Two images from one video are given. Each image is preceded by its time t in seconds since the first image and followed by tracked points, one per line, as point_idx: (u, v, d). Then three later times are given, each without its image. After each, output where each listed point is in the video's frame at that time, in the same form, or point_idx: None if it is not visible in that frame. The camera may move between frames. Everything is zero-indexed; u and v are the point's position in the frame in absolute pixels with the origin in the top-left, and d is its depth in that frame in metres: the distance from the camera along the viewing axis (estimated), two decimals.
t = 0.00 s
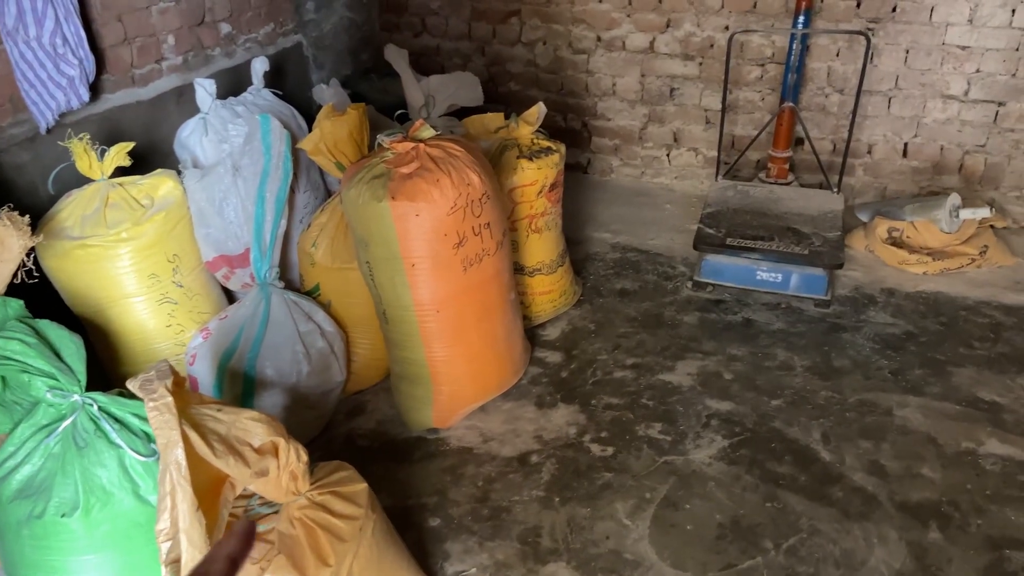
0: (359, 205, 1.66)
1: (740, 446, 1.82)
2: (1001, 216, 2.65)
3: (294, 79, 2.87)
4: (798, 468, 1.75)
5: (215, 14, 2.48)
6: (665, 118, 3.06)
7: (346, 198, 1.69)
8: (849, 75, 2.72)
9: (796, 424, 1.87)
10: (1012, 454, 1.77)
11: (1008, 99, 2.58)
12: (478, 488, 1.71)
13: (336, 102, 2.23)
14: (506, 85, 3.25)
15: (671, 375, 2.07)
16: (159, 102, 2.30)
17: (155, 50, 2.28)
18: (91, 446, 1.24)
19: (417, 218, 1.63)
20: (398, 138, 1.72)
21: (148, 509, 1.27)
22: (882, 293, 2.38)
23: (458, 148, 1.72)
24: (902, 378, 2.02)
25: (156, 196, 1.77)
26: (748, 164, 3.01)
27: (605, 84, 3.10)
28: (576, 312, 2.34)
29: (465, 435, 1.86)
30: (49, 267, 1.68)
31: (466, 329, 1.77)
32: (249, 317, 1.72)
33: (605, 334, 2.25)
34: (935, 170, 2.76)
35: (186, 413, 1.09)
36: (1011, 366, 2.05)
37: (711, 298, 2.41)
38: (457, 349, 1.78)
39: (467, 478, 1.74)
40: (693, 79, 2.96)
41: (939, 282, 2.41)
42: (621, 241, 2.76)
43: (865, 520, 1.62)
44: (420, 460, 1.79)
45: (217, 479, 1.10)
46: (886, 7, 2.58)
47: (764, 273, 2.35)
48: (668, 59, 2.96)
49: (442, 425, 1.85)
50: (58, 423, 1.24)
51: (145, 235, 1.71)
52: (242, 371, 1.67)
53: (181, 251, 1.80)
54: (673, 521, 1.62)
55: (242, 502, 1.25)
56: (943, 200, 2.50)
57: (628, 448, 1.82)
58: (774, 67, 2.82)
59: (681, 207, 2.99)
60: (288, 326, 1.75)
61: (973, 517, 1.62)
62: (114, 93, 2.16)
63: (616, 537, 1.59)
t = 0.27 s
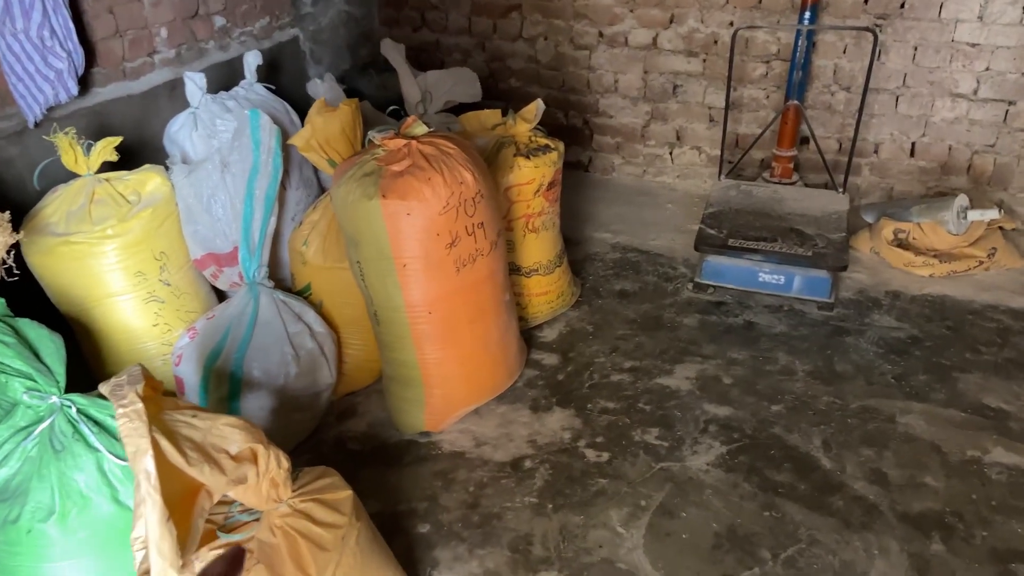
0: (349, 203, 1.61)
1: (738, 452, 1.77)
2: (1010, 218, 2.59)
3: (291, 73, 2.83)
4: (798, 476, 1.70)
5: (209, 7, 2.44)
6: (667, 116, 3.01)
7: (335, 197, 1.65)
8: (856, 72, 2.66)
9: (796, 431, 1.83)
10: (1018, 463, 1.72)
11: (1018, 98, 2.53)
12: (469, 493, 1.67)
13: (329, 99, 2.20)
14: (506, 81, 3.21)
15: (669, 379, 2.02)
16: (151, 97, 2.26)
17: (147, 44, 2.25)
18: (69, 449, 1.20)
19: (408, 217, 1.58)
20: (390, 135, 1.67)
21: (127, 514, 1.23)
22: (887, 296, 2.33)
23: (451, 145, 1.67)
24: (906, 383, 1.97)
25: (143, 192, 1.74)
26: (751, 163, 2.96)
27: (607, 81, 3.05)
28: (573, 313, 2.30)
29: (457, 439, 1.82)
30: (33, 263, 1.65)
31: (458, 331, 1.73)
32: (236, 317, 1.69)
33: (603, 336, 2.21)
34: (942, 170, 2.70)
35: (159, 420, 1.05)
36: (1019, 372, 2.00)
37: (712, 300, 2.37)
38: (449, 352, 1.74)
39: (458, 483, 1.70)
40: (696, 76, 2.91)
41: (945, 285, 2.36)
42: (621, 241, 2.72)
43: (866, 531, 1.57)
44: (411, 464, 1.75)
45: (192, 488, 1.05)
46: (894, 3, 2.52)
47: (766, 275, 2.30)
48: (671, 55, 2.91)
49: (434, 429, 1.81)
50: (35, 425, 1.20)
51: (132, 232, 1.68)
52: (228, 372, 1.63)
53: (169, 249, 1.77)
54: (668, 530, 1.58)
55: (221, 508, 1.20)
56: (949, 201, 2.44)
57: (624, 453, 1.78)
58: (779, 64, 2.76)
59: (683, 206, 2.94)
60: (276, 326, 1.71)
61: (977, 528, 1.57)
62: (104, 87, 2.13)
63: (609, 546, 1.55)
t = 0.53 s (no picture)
0: (336, 213, 1.57)
1: (737, 474, 1.71)
2: None
3: (292, 75, 2.79)
4: (798, 501, 1.64)
5: (209, 8, 2.41)
6: (675, 120, 2.95)
7: (322, 206, 1.61)
8: (870, 77, 2.57)
9: (798, 452, 1.76)
10: None
11: None
12: (457, 513, 1.63)
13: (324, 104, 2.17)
14: (512, 83, 3.16)
15: (668, 394, 1.96)
16: (147, 99, 2.23)
17: (143, 45, 2.21)
18: (39, 466, 1.07)
19: (396, 229, 1.54)
20: (379, 143, 1.63)
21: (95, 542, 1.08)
22: (898, 310, 2.26)
23: (442, 154, 1.62)
24: (914, 403, 1.90)
25: (130, 199, 1.71)
26: (761, 169, 2.88)
27: (614, 84, 2.99)
28: (573, 324, 2.25)
29: (448, 455, 1.77)
30: (18, 271, 1.62)
31: (449, 344, 1.69)
32: (221, 329, 1.65)
33: (602, 348, 2.15)
34: (959, 179, 2.62)
35: (116, 447, 1.00)
36: None
37: (716, 312, 2.30)
38: (439, 366, 1.70)
39: (446, 502, 1.65)
40: (706, 80, 2.84)
41: (960, 299, 2.28)
42: (625, 248, 2.66)
43: (868, 560, 1.51)
44: (399, 481, 1.70)
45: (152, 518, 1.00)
46: (910, 6, 2.44)
47: (773, 287, 2.23)
48: (680, 58, 2.84)
49: (424, 444, 1.77)
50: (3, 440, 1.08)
51: (118, 240, 1.65)
52: (211, 387, 1.60)
53: (157, 257, 1.73)
54: (661, 556, 1.53)
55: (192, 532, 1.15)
56: (966, 212, 2.35)
57: (618, 473, 1.72)
58: (791, 68, 2.69)
59: (690, 213, 2.88)
60: (262, 339, 1.67)
61: (984, 560, 1.50)
62: (99, 90, 2.10)
63: (599, 571, 1.50)
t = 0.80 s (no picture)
0: (313, 244, 1.52)
1: (734, 521, 1.62)
2: None
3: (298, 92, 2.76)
4: (798, 553, 1.54)
5: (211, 25, 2.38)
6: (690, 138, 2.85)
7: (301, 236, 1.55)
8: (894, 96, 2.45)
9: (801, 498, 1.66)
10: None
11: None
12: (436, 556, 1.56)
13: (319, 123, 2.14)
14: (524, 99, 3.09)
15: (667, 432, 1.87)
16: (145, 119, 2.21)
17: (142, 64, 2.19)
18: None
19: (374, 261, 1.48)
20: (359, 171, 1.57)
21: None
22: (918, 343, 2.13)
23: (425, 182, 1.56)
24: (930, 447, 1.78)
25: (112, 224, 1.67)
26: (779, 190, 2.77)
27: (626, 100, 2.90)
28: (573, 353, 2.17)
29: (432, 492, 1.70)
30: None
31: (432, 379, 1.62)
32: (198, 361, 1.60)
33: (601, 380, 2.07)
34: (988, 203, 2.48)
35: (41, 508, 0.99)
36: None
37: (723, 342, 2.20)
38: (422, 401, 1.63)
39: (426, 544, 1.58)
40: (721, 97, 2.74)
41: (985, 332, 2.15)
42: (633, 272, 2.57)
43: None
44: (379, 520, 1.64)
45: None
46: (935, 22, 2.32)
47: (784, 317, 2.11)
48: (694, 74, 2.74)
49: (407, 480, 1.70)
50: None
51: (96, 268, 1.61)
52: (185, 421, 1.56)
53: (138, 284, 1.69)
54: None
55: None
56: (990, 240, 2.23)
57: (608, 517, 1.63)
58: (810, 85, 2.57)
59: (703, 235, 2.78)
60: (240, 372, 1.62)
61: None
62: (95, 110, 2.09)
63: None
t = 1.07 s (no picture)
0: (265, 275, 1.48)
1: (698, 564, 1.57)
2: None
3: (279, 110, 2.73)
4: None
5: (186, 45, 2.35)
6: (674, 160, 2.81)
7: (254, 266, 1.52)
8: (879, 120, 2.40)
9: (769, 540, 1.61)
10: None
11: None
12: None
13: (290, 146, 2.14)
14: (508, 118, 3.06)
15: (636, 466, 1.82)
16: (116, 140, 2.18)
17: (113, 85, 2.15)
18: None
19: (326, 294, 1.45)
20: (314, 200, 1.54)
21: None
22: (900, 375, 2.08)
23: (381, 213, 1.53)
24: (905, 487, 1.73)
25: (67, 252, 1.64)
26: (764, 213, 2.72)
27: (611, 121, 2.87)
28: (546, 381, 2.12)
29: (390, 528, 1.66)
30: None
31: (389, 413, 1.58)
32: (149, 394, 1.57)
33: (572, 410, 2.02)
34: (975, 230, 2.42)
35: None
36: None
37: (700, 371, 2.15)
38: (379, 435, 1.60)
39: None
40: (705, 119, 2.70)
41: (968, 365, 2.09)
42: (613, 296, 2.53)
43: None
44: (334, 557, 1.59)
45: None
46: (920, 46, 2.27)
47: (761, 347, 2.07)
48: (678, 96, 2.71)
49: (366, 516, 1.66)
50: None
51: (48, 297, 1.59)
52: (134, 454, 1.55)
53: (92, 312, 1.66)
54: None
55: None
56: (976, 270, 2.18)
57: (569, 558, 1.59)
58: (794, 109, 2.53)
59: (687, 258, 2.73)
60: (191, 405, 1.59)
61: None
62: (64, 132, 2.04)
63: None
